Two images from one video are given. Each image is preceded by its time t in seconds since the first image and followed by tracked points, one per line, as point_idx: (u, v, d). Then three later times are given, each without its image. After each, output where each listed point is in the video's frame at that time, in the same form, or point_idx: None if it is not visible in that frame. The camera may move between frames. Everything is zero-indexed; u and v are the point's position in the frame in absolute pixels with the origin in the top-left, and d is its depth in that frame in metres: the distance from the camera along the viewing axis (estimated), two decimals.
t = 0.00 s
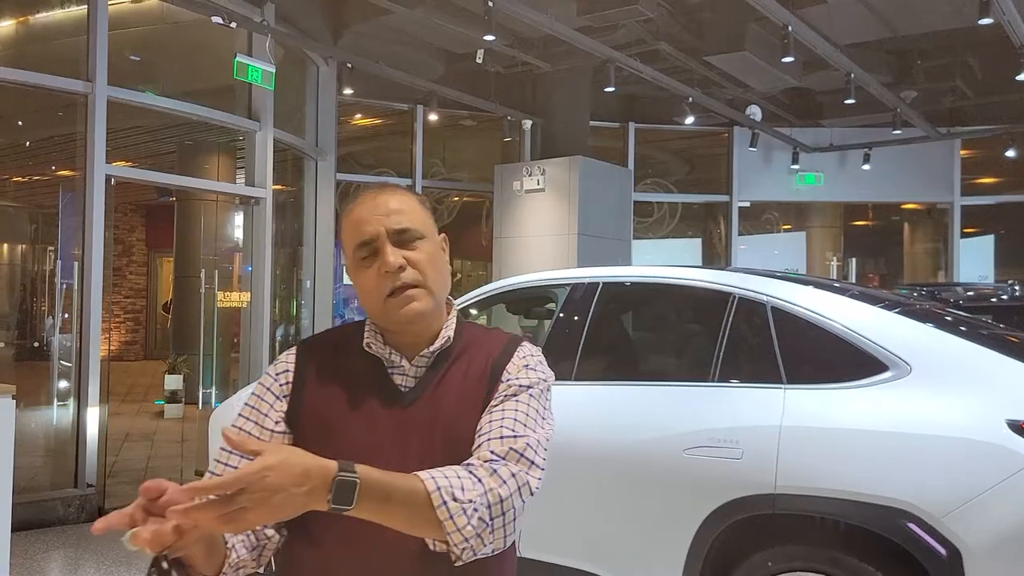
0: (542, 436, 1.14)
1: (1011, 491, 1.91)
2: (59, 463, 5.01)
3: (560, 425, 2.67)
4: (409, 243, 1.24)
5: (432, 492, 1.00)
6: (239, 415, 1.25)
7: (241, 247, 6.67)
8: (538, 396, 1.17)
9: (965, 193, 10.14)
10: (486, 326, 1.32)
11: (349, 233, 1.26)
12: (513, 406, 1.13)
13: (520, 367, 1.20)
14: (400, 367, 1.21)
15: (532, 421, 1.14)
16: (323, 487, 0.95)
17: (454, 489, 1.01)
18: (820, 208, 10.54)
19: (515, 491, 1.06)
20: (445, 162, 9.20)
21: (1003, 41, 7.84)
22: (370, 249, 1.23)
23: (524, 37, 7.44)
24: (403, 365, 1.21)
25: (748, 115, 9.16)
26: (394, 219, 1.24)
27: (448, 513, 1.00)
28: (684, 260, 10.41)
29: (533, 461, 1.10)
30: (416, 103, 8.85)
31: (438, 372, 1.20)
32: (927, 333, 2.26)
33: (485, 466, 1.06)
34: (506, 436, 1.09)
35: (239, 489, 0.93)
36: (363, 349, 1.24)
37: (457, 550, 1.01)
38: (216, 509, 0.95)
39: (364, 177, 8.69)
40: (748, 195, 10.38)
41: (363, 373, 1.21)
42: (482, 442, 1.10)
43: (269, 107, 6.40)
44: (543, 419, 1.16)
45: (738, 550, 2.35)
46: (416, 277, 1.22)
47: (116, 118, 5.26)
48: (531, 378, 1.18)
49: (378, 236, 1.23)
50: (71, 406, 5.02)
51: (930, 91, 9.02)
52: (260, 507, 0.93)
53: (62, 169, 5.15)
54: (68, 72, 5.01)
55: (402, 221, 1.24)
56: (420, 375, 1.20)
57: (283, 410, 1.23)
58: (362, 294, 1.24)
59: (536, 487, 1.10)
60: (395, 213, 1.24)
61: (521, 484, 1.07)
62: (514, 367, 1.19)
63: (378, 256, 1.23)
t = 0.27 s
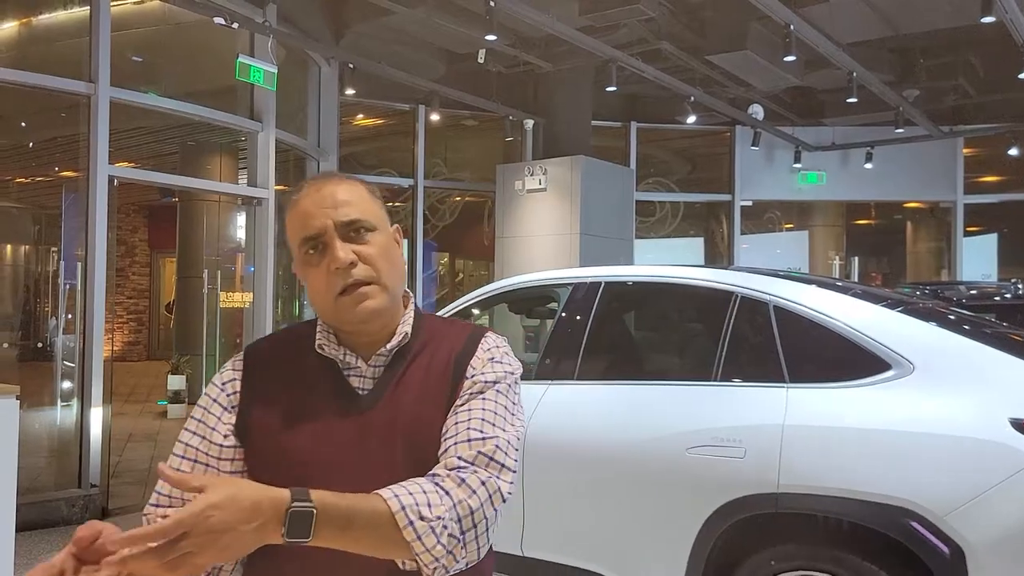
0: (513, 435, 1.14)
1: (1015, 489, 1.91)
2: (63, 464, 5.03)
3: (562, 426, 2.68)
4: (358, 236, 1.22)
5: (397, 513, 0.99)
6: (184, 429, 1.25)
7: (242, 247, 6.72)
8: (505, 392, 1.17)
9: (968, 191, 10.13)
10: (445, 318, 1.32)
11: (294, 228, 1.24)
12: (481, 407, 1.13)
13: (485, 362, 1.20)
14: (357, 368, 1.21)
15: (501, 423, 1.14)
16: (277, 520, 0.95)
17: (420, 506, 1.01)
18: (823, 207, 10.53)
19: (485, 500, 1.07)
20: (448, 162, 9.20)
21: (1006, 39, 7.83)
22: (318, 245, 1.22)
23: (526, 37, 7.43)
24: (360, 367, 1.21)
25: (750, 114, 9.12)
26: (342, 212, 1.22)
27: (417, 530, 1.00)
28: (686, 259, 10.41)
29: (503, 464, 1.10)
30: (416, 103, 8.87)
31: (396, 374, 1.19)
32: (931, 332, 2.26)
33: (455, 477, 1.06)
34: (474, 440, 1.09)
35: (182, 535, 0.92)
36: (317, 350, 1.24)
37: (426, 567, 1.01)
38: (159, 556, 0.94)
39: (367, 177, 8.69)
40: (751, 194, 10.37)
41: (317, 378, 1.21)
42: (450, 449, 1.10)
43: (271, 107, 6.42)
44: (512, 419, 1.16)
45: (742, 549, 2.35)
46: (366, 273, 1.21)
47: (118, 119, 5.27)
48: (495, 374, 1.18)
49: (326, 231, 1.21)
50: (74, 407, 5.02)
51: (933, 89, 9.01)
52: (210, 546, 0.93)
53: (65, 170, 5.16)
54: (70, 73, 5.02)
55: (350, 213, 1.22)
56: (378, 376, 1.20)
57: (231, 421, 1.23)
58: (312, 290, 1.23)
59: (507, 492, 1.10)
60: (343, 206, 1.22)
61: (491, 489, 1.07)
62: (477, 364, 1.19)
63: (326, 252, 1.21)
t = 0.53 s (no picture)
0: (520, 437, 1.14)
1: (1020, 489, 1.91)
2: (67, 464, 5.04)
3: (565, 426, 2.69)
4: (347, 229, 1.22)
5: (412, 516, 1.00)
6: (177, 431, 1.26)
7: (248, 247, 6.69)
8: (511, 394, 1.17)
9: (973, 190, 10.11)
10: (441, 313, 1.31)
11: (282, 223, 1.24)
12: (486, 410, 1.13)
13: (487, 359, 1.20)
14: (351, 368, 1.21)
15: (507, 426, 1.14)
16: (290, 516, 0.94)
17: (434, 510, 1.01)
18: (827, 206, 10.51)
19: (498, 506, 1.07)
20: (451, 162, 9.21)
21: (1011, 37, 7.81)
22: (306, 239, 1.22)
23: (529, 36, 7.43)
24: (354, 366, 1.21)
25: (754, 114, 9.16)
26: (329, 205, 1.22)
27: (429, 536, 1.00)
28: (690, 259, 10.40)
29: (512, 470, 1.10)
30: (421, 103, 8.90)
31: (390, 374, 1.19)
32: (935, 331, 2.26)
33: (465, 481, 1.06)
34: (482, 444, 1.09)
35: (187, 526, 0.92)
36: (308, 350, 1.25)
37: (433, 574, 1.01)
38: (168, 542, 0.95)
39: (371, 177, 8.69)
40: (754, 193, 10.36)
41: (311, 379, 1.21)
42: (457, 453, 1.10)
43: (275, 107, 6.43)
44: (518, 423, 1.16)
45: (746, 548, 2.35)
46: (356, 266, 1.21)
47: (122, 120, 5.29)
48: (501, 372, 1.18)
49: (313, 224, 1.21)
50: (79, 407, 5.04)
51: (937, 88, 8.99)
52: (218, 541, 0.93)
53: (70, 170, 5.17)
54: (75, 74, 5.03)
55: (338, 206, 1.23)
56: (372, 375, 1.20)
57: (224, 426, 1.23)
58: (302, 285, 1.23)
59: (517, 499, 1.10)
60: (330, 199, 1.23)
61: (501, 495, 1.07)
62: (479, 363, 1.19)
63: (314, 246, 1.21)
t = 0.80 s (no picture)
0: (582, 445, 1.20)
1: None
2: (71, 463, 5.04)
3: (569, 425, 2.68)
4: (362, 220, 1.22)
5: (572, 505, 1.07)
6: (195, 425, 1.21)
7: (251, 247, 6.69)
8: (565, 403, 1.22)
9: (977, 189, 10.08)
10: (459, 310, 1.29)
11: (297, 216, 1.24)
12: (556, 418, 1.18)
13: (524, 367, 1.21)
14: (369, 364, 1.19)
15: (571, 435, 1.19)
16: (498, 479, 0.99)
17: (585, 502, 1.08)
18: (831, 206, 10.49)
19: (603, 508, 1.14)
20: (454, 162, 9.21)
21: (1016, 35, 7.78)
22: (322, 230, 1.22)
23: (533, 35, 7.42)
24: (372, 362, 1.19)
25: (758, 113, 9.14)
26: (344, 196, 1.22)
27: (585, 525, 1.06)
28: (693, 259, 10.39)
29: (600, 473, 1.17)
30: (425, 102, 8.88)
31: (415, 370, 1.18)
32: (938, 329, 2.25)
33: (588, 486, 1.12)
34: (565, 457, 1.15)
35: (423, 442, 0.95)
36: (326, 345, 1.22)
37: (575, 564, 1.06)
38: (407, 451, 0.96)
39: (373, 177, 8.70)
40: (758, 193, 10.34)
41: (331, 373, 1.19)
42: (551, 460, 1.15)
43: (279, 107, 6.43)
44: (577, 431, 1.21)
45: (749, 548, 2.34)
46: (373, 257, 1.20)
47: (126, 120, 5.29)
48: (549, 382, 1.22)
49: (329, 216, 1.21)
50: (83, 406, 5.04)
51: (942, 87, 8.97)
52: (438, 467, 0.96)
53: (74, 170, 5.18)
54: (78, 74, 5.03)
55: (354, 198, 1.23)
56: (392, 371, 1.19)
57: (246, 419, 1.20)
58: (317, 278, 1.22)
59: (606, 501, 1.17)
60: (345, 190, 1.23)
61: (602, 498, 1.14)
62: (519, 369, 1.21)
63: (330, 237, 1.21)
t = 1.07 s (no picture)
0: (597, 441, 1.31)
1: None
2: (73, 463, 5.04)
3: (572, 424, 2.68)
4: (400, 217, 1.20)
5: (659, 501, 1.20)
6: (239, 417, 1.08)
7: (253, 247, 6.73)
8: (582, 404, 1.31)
9: (980, 189, 10.06)
10: (482, 314, 1.29)
11: (333, 211, 1.20)
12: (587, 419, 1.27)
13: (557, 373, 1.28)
14: (410, 359, 1.14)
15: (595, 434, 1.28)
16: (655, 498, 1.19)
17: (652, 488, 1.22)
18: (833, 206, 10.48)
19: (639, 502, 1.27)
20: (456, 162, 9.20)
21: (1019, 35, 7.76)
22: (360, 225, 1.18)
23: (535, 36, 7.41)
24: (413, 357, 1.14)
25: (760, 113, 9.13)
26: (383, 192, 1.19)
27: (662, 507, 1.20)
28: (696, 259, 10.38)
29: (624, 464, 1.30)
30: (426, 102, 8.88)
31: (457, 364, 1.16)
32: (939, 329, 2.25)
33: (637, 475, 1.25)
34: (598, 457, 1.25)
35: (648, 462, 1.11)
36: (368, 340, 1.15)
37: (655, 546, 1.20)
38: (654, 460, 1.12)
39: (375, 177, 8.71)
40: (760, 193, 10.33)
41: (373, 363, 1.12)
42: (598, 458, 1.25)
43: (280, 107, 6.44)
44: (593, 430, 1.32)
45: (752, 549, 2.34)
46: (410, 254, 1.18)
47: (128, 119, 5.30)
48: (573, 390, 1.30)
49: (366, 211, 1.18)
50: (85, 406, 5.05)
51: (944, 87, 8.95)
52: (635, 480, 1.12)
53: (77, 170, 5.19)
54: (80, 74, 5.04)
55: (392, 193, 1.20)
56: (433, 368, 1.15)
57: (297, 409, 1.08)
58: (354, 275, 1.19)
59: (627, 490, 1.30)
60: (383, 186, 1.20)
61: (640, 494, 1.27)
62: (551, 372, 1.26)
63: (368, 232, 1.18)
